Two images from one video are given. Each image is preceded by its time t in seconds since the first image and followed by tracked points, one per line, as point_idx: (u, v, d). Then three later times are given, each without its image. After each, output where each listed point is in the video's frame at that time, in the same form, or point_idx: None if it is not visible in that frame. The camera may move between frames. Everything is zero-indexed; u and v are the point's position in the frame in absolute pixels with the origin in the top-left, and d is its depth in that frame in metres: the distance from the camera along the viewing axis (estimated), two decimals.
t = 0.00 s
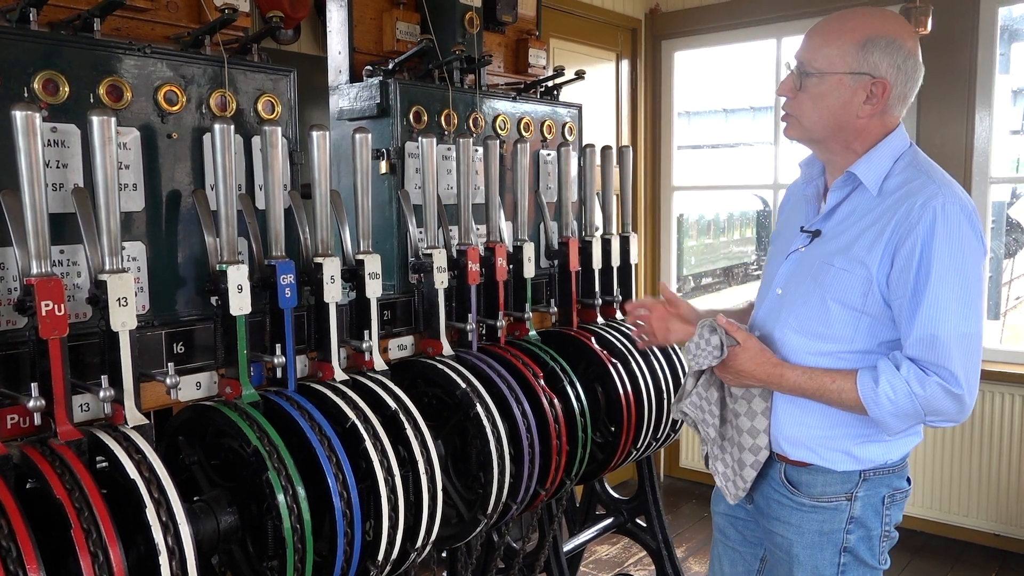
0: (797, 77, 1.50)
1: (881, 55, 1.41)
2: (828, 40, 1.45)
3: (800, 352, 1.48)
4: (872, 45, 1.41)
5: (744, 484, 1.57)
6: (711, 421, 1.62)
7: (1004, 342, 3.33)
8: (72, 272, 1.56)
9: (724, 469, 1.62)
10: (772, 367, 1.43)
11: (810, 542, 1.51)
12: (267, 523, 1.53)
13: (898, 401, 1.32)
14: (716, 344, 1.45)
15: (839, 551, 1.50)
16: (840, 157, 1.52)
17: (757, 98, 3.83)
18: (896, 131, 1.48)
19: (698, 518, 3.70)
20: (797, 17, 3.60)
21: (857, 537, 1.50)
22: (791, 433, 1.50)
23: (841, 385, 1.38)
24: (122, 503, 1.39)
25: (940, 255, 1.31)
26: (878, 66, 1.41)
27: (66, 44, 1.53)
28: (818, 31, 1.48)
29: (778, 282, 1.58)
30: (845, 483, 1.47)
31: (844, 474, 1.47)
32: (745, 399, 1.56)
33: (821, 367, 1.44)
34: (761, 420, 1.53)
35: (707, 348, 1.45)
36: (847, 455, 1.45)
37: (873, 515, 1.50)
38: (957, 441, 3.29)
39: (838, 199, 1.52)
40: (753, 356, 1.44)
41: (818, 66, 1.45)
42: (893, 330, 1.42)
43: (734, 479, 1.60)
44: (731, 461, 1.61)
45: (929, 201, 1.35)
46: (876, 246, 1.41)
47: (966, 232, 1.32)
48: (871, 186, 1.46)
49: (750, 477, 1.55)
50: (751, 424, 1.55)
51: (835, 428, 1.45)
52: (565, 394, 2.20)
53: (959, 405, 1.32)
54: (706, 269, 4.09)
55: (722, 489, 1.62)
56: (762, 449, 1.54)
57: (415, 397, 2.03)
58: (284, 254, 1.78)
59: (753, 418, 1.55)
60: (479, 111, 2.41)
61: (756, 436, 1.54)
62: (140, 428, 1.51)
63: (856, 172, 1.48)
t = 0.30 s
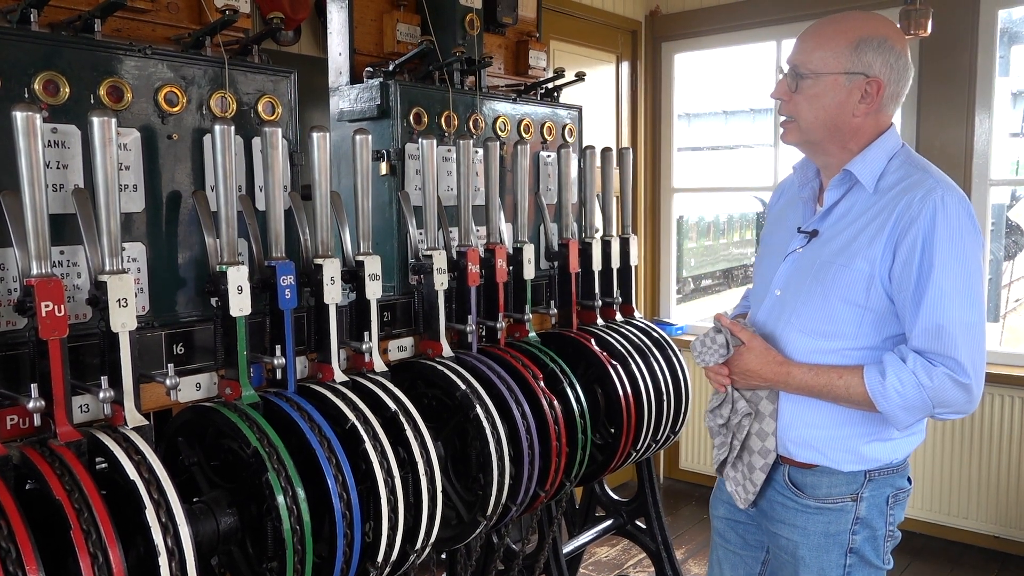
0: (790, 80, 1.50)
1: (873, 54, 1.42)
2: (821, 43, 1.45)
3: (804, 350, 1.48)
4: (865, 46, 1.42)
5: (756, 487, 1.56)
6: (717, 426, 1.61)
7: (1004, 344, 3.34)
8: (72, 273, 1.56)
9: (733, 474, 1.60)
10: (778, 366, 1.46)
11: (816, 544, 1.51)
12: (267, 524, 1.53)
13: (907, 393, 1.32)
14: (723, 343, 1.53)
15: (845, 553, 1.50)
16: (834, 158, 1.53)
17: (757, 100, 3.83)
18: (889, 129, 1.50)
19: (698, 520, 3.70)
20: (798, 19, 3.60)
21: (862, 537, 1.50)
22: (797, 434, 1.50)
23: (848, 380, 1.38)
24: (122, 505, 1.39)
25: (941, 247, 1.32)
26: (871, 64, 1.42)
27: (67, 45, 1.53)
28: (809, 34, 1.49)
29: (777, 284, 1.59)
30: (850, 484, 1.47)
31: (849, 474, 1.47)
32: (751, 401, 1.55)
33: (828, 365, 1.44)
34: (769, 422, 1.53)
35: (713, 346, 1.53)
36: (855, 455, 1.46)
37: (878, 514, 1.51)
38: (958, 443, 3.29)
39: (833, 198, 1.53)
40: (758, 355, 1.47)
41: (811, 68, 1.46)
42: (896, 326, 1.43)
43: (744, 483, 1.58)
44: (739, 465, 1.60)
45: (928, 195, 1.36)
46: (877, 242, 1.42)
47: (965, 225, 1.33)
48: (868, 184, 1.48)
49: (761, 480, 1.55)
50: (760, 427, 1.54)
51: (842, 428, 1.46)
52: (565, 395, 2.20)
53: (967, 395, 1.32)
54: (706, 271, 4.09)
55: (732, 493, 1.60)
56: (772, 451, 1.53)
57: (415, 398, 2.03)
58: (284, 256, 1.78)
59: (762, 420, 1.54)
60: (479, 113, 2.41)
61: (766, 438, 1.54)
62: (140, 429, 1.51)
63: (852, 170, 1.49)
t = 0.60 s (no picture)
0: (809, 77, 1.46)
1: (885, 49, 1.45)
2: (841, 38, 1.44)
3: (808, 345, 1.49)
4: (879, 40, 1.44)
5: (758, 484, 1.56)
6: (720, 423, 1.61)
7: (1005, 343, 3.34)
8: (74, 274, 1.56)
9: (734, 471, 1.61)
10: (784, 362, 1.45)
11: (821, 542, 1.51)
12: (268, 525, 1.53)
13: (917, 386, 1.33)
14: (729, 337, 1.51)
15: (849, 550, 1.50)
16: (838, 158, 1.54)
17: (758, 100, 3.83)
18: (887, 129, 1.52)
19: (700, 520, 3.70)
20: (798, 19, 3.60)
21: (866, 534, 1.50)
22: (802, 430, 1.50)
23: (855, 374, 1.38)
24: (124, 506, 1.39)
25: (949, 241, 1.34)
26: (886, 59, 1.45)
27: (69, 47, 1.53)
28: (820, 30, 1.48)
29: (775, 280, 1.59)
30: (855, 480, 1.47)
31: (853, 471, 1.47)
32: (756, 398, 1.56)
33: (828, 359, 1.46)
34: (773, 419, 1.53)
35: (720, 340, 1.52)
36: (859, 451, 1.46)
37: (881, 511, 1.51)
38: (958, 442, 3.29)
39: (834, 194, 1.53)
40: (763, 351, 1.47)
41: (833, 63, 1.44)
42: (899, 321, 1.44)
43: (746, 481, 1.58)
44: (742, 463, 1.60)
45: (935, 190, 1.38)
46: (883, 237, 1.42)
47: (971, 221, 1.35)
48: (872, 180, 1.48)
49: (764, 477, 1.54)
50: (764, 424, 1.55)
51: (847, 423, 1.46)
52: (566, 395, 2.19)
53: (974, 388, 1.34)
54: (706, 271, 4.09)
55: (734, 490, 1.60)
56: (775, 448, 1.53)
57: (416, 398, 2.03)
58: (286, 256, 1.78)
59: (765, 416, 1.54)
60: (480, 113, 2.41)
61: (769, 434, 1.54)
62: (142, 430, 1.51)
63: (856, 166, 1.50)
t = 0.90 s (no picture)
0: (835, 79, 1.46)
1: (898, 56, 1.49)
2: (865, 41, 1.45)
3: (820, 344, 1.49)
4: (896, 46, 1.48)
5: (764, 486, 1.53)
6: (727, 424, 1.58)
7: (1007, 343, 3.33)
8: (74, 275, 1.56)
9: (738, 475, 1.57)
10: (801, 361, 1.42)
11: (831, 542, 1.51)
12: (269, 526, 1.53)
13: (935, 383, 1.35)
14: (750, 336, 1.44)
15: (859, 548, 1.51)
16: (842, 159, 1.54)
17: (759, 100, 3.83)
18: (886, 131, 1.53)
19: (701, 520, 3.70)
20: (799, 19, 3.60)
21: (874, 531, 1.52)
22: (812, 430, 1.50)
23: (873, 373, 1.39)
24: (125, 507, 1.39)
25: (965, 242, 1.36)
26: (900, 66, 1.49)
27: (70, 49, 1.53)
28: (845, 30, 1.47)
29: (776, 280, 1.57)
30: (863, 478, 1.49)
31: (862, 469, 1.49)
32: (766, 400, 1.53)
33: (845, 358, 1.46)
34: (784, 420, 1.51)
35: (740, 340, 1.44)
36: (870, 449, 1.48)
37: (886, 507, 1.53)
38: (960, 443, 3.29)
39: (840, 193, 1.53)
40: (781, 351, 1.42)
41: (861, 67, 1.45)
42: (907, 320, 1.46)
43: (752, 483, 1.55)
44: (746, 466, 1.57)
45: (948, 192, 1.40)
46: (896, 237, 1.44)
47: (981, 223, 1.39)
48: (881, 180, 1.49)
49: (772, 480, 1.52)
50: (774, 424, 1.52)
51: (857, 422, 1.47)
52: (566, 396, 2.19)
53: (986, 384, 1.38)
54: (707, 272, 4.09)
55: (737, 494, 1.57)
56: (783, 449, 1.52)
57: (416, 400, 2.03)
58: (287, 257, 1.78)
59: (776, 418, 1.52)
60: (481, 113, 2.41)
61: (780, 435, 1.52)
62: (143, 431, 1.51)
63: (865, 166, 1.49)
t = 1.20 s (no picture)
0: (802, 84, 1.47)
1: (884, 58, 1.46)
2: (837, 45, 1.45)
3: (820, 348, 1.49)
4: (877, 49, 1.45)
5: (765, 490, 1.53)
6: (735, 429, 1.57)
7: (1007, 346, 3.33)
8: (75, 275, 1.56)
9: (738, 479, 1.57)
10: (802, 366, 1.42)
11: (832, 543, 1.51)
12: (268, 527, 1.53)
13: (936, 389, 1.35)
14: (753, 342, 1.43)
15: (860, 549, 1.52)
16: (838, 160, 1.53)
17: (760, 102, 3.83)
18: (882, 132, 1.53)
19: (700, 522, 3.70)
20: (800, 22, 3.60)
21: (875, 532, 1.52)
22: (812, 433, 1.50)
23: (873, 378, 1.39)
24: (124, 507, 1.39)
25: (964, 247, 1.37)
26: (885, 68, 1.46)
27: (71, 49, 1.54)
28: (818, 36, 1.48)
29: (774, 283, 1.57)
30: (864, 480, 1.49)
31: (863, 470, 1.49)
32: (766, 404, 1.54)
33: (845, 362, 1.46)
34: (784, 424, 1.52)
35: (744, 345, 1.42)
36: (870, 451, 1.48)
37: (886, 508, 1.53)
38: (960, 446, 3.29)
39: (838, 197, 1.52)
40: (783, 356, 1.43)
41: (829, 73, 1.45)
42: (906, 324, 1.46)
43: (753, 487, 1.55)
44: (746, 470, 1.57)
45: (947, 197, 1.40)
46: (895, 242, 1.44)
47: (980, 227, 1.39)
48: (879, 184, 1.49)
49: (773, 483, 1.52)
50: (774, 429, 1.53)
51: (857, 425, 1.47)
52: (566, 398, 2.19)
53: (984, 388, 1.38)
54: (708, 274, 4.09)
55: (737, 498, 1.56)
56: (784, 452, 1.52)
57: (416, 401, 2.03)
58: (287, 258, 1.78)
59: (777, 422, 1.52)
60: (481, 115, 2.41)
61: (780, 439, 1.52)
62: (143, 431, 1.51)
63: (864, 170, 1.49)
